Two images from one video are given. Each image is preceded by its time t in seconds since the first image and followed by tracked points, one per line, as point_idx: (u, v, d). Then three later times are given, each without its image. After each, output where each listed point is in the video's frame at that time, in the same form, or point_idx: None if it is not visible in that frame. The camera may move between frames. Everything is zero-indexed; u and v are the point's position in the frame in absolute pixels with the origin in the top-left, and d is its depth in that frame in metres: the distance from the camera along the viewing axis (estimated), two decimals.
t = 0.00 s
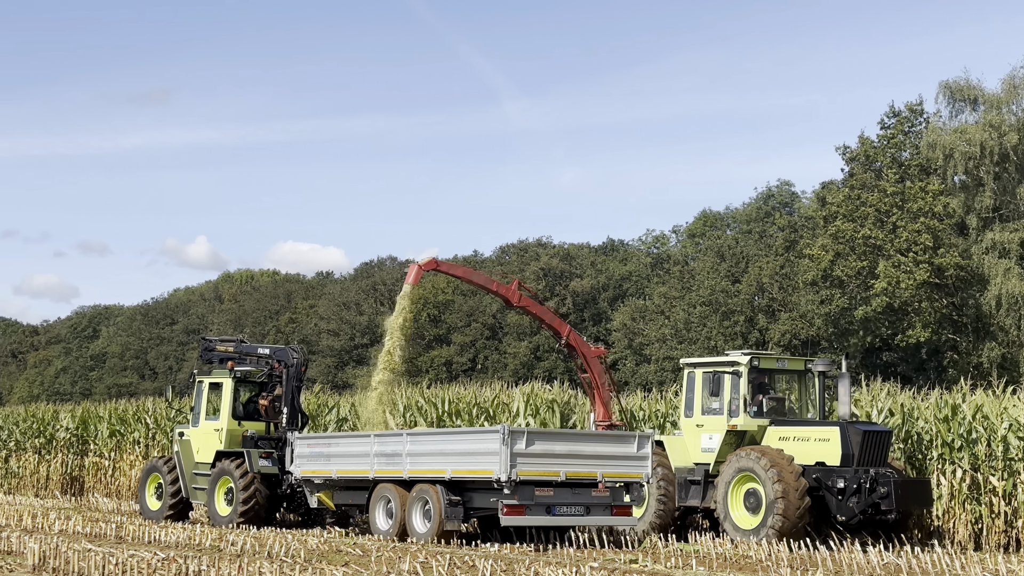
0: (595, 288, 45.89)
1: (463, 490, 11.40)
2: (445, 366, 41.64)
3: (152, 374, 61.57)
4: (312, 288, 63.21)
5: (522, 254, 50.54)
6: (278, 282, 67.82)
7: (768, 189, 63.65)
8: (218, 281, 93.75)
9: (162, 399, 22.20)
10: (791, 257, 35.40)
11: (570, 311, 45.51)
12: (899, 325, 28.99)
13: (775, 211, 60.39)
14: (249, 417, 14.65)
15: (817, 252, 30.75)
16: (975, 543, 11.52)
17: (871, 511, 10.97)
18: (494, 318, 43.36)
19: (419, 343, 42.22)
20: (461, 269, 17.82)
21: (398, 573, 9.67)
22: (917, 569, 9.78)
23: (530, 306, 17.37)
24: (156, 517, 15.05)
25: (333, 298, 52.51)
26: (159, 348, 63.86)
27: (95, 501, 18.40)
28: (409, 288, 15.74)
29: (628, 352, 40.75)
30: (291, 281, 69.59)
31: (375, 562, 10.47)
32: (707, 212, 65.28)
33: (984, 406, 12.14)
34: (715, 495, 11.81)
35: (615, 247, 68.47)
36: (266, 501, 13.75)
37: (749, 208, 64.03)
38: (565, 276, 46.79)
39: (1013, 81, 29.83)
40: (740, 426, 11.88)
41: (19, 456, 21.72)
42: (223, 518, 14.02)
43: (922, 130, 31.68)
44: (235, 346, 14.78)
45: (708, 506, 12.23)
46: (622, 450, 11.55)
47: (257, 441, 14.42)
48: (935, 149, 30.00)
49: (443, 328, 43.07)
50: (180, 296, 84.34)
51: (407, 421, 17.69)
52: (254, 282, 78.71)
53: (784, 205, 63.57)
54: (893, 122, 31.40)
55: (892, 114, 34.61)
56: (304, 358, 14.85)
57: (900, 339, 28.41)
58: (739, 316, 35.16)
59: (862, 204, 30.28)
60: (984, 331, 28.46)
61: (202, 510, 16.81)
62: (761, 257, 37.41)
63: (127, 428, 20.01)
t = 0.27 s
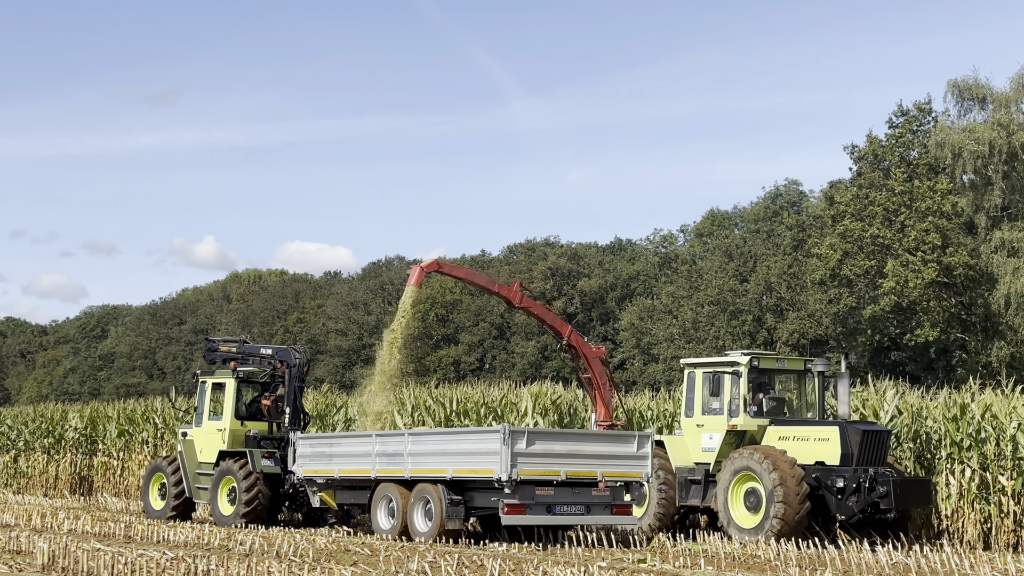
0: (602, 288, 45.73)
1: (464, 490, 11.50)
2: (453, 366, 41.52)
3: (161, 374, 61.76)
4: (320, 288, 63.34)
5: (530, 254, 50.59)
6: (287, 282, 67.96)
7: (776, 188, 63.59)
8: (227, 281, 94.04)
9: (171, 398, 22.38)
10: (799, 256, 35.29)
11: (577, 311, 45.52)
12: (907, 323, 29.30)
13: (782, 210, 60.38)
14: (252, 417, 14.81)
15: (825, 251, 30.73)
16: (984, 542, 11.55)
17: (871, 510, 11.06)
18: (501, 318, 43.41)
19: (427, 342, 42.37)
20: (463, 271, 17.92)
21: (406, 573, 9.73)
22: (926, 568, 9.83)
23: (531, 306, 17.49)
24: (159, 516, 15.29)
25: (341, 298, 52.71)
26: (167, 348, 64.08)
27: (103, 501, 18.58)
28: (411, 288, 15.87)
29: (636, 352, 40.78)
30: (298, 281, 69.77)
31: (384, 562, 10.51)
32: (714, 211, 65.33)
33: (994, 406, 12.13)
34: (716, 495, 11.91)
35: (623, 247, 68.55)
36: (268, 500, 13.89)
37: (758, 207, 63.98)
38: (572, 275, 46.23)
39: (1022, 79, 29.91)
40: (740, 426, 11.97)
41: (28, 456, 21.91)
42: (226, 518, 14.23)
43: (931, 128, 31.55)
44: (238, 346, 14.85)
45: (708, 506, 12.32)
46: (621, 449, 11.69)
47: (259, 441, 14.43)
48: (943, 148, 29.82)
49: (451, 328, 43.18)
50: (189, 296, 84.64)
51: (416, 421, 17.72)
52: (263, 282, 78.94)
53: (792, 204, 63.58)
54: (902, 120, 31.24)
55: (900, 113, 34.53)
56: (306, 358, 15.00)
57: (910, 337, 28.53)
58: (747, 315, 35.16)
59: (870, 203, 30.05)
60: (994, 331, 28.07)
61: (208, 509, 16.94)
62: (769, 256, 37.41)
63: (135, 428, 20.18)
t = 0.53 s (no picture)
0: (609, 287, 45.64)
1: (464, 489, 11.56)
2: (460, 366, 42.44)
3: (169, 373, 61.97)
4: (327, 288, 63.52)
5: (537, 253, 50.69)
6: (294, 282, 68.15)
7: (783, 187, 63.61)
8: (235, 281, 94.39)
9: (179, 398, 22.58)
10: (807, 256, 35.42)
11: (584, 311, 45.48)
12: (915, 323, 29.39)
13: (790, 210, 60.30)
14: (254, 417, 14.92)
15: (833, 250, 30.76)
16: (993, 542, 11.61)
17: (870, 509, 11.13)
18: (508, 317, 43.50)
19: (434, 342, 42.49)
20: (463, 272, 18.03)
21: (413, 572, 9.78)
22: (935, 568, 9.89)
23: (530, 307, 17.61)
24: (162, 515, 15.46)
25: (348, 298, 52.87)
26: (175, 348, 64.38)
27: (110, 501, 18.77)
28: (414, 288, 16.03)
29: (643, 351, 40.86)
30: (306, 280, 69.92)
31: (392, 561, 10.54)
32: (722, 211, 65.31)
33: (1002, 405, 12.22)
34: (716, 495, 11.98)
35: (630, 246, 68.68)
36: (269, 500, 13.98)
37: (765, 206, 63.96)
38: (580, 275, 46.32)
39: None
40: (739, 426, 12.07)
41: (37, 456, 22.07)
42: (228, 517, 14.26)
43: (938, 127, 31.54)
44: (240, 347, 15.00)
45: (708, 506, 12.41)
46: (621, 449, 11.78)
47: (262, 441, 14.50)
48: (951, 147, 29.54)
49: (459, 327, 43.27)
50: (197, 295, 84.98)
51: (423, 421, 17.70)
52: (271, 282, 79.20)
53: (799, 202, 63.59)
54: (910, 119, 31.30)
55: (908, 111, 34.47)
56: (308, 358, 15.20)
57: (918, 336, 28.64)
58: (755, 314, 35.27)
59: (878, 202, 30.28)
60: (1002, 330, 28.11)
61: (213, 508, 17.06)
62: (776, 255, 37.48)
63: (144, 428, 20.39)
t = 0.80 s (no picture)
0: (616, 287, 45.64)
1: (464, 489, 11.64)
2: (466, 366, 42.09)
3: (175, 373, 62.10)
4: (333, 288, 63.60)
5: (543, 253, 50.78)
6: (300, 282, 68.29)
7: (790, 188, 63.68)
8: (241, 281, 94.60)
9: (185, 398, 22.75)
10: (813, 256, 35.47)
11: (591, 311, 45.44)
12: (922, 323, 29.34)
13: (797, 209, 60.24)
14: (256, 417, 15.08)
15: (840, 250, 30.44)
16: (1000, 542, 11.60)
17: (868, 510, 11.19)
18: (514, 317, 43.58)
19: (441, 342, 42.60)
20: (463, 273, 18.18)
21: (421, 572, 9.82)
22: (941, 568, 9.91)
23: (529, 308, 17.68)
24: (165, 515, 15.62)
25: (354, 298, 52.97)
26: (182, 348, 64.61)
27: (117, 500, 18.92)
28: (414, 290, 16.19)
29: (650, 351, 40.92)
30: (312, 280, 70.03)
31: (399, 561, 10.58)
32: (728, 211, 65.31)
33: (1010, 405, 12.22)
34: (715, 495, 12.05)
35: (636, 246, 68.82)
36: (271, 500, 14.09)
37: (771, 207, 63.96)
38: (586, 275, 46.20)
39: None
40: (738, 426, 12.15)
41: (44, 455, 22.25)
42: (230, 516, 14.39)
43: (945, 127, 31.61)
44: (241, 347, 15.18)
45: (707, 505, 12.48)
46: (619, 448, 11.76)
47: (263, 441, 14.63)
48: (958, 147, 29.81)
49: (465, 327, 43.33)
50: (204, 295, 85.25)
51: (429, 421, 17.82)
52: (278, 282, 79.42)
53: (806, 203, 63.60)
54: (916, 119, 31.41)
55: (914, 111, 34.53)
56: (309, 359, 15.39)
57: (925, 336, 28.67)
58: (761, 314, 35.28)
59: (885, 202, 30.19)
60: (1009, 330, 28.02)
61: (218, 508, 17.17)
62: (783, 255, 37.54)
63: (151, 428, 20.66)
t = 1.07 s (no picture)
0: (622, 288, 45.64)
1: (463, 489, 11.75)
2: (471, 365, 42.78)
3: (182, 372, 62.31)
4: (339, 288, 63.74)
5: (549, 254, 50.84)
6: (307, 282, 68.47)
7: (796, 188, 63.73)
8: (248, 281, 94.93)
9: (191, 398, 22.95)
10: (819, 256, 35.49)
11: (597, 311, 45.35)
12: (928, 324, 29.44)
13: (803, 210, 60.22)
14: (257, 417, 15.24)
15: (846, 250, 30.65)
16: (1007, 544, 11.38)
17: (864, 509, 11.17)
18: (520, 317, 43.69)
19: (446, 342, 42.75)
20: (463, 274, 18.32)
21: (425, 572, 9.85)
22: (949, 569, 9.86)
23: (531, 308, 17.81)
24: (165, 514, 15.77)
25: (360, 298, 53.16)
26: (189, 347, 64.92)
27: (124, 500, 19.10)
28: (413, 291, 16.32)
29: (655, 351, 41.00)
30: (318, 280, 70.23)
31: (405, 561, 10.60)
32: (734, 211, 65.37)
33: (1016, 406, 12.02)
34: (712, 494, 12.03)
35: (643, 246, 69.06)
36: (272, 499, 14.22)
37: (777, 207, 64.01)
38: (592, 275, 46.16)
39: None
40: (735, 427, 12.12)
41: (50, 455, 22.44)
42: (230, 514, 14.60)
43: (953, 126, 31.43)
44: (243, 347, 15.32)
45: (705, 505, 12.39)
46: (617, 449, 11.78)
47: (264, 441, 14.82)
48: (964, 148, 29.64)
49: (470, 327, 43.48)
50: (211, 295, 85.56)
51: (435, 421, 17.97)
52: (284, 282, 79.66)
53: (812, 203, 63.67)
54: (923, 119, 31.26)
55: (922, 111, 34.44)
56: (309, 359, 15.47)
57: (931, 335, 28.67)
58: (767, 314, 35.26)
59: (890, 203, 30.28)
60: (1016, 329, 28.26)
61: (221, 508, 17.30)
62: (789, 255, 37.61)
63: (157, 427, 20.96)
